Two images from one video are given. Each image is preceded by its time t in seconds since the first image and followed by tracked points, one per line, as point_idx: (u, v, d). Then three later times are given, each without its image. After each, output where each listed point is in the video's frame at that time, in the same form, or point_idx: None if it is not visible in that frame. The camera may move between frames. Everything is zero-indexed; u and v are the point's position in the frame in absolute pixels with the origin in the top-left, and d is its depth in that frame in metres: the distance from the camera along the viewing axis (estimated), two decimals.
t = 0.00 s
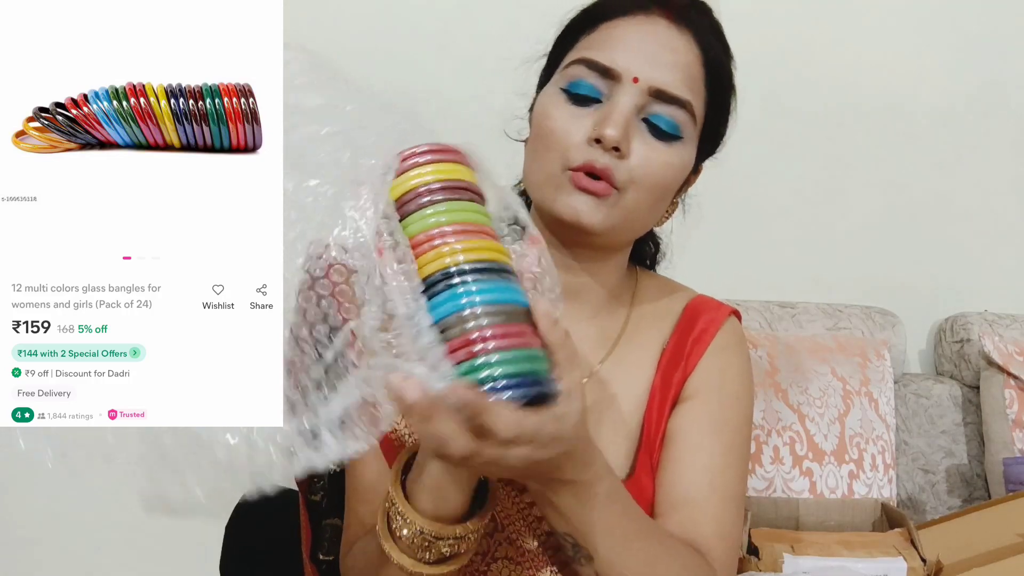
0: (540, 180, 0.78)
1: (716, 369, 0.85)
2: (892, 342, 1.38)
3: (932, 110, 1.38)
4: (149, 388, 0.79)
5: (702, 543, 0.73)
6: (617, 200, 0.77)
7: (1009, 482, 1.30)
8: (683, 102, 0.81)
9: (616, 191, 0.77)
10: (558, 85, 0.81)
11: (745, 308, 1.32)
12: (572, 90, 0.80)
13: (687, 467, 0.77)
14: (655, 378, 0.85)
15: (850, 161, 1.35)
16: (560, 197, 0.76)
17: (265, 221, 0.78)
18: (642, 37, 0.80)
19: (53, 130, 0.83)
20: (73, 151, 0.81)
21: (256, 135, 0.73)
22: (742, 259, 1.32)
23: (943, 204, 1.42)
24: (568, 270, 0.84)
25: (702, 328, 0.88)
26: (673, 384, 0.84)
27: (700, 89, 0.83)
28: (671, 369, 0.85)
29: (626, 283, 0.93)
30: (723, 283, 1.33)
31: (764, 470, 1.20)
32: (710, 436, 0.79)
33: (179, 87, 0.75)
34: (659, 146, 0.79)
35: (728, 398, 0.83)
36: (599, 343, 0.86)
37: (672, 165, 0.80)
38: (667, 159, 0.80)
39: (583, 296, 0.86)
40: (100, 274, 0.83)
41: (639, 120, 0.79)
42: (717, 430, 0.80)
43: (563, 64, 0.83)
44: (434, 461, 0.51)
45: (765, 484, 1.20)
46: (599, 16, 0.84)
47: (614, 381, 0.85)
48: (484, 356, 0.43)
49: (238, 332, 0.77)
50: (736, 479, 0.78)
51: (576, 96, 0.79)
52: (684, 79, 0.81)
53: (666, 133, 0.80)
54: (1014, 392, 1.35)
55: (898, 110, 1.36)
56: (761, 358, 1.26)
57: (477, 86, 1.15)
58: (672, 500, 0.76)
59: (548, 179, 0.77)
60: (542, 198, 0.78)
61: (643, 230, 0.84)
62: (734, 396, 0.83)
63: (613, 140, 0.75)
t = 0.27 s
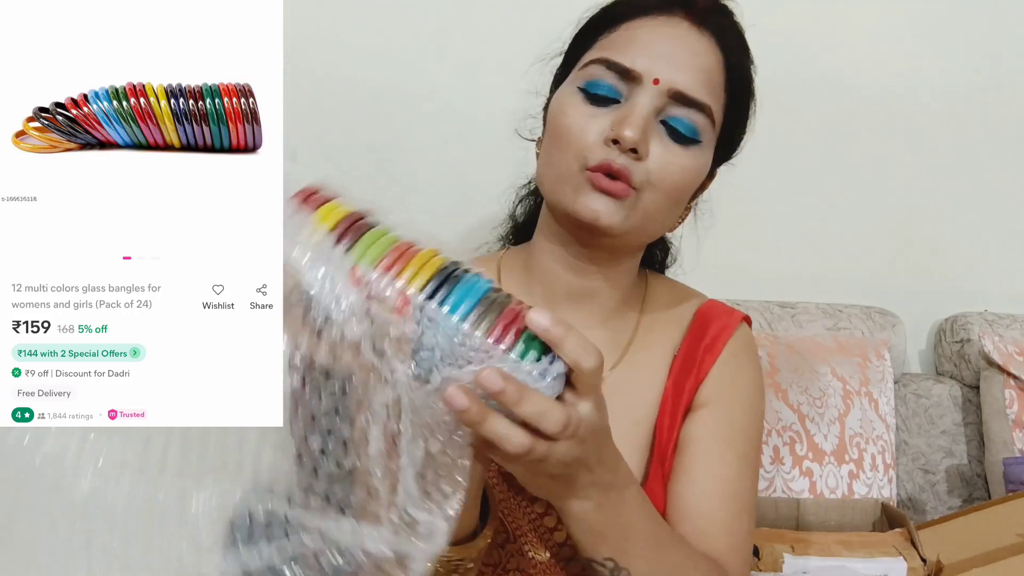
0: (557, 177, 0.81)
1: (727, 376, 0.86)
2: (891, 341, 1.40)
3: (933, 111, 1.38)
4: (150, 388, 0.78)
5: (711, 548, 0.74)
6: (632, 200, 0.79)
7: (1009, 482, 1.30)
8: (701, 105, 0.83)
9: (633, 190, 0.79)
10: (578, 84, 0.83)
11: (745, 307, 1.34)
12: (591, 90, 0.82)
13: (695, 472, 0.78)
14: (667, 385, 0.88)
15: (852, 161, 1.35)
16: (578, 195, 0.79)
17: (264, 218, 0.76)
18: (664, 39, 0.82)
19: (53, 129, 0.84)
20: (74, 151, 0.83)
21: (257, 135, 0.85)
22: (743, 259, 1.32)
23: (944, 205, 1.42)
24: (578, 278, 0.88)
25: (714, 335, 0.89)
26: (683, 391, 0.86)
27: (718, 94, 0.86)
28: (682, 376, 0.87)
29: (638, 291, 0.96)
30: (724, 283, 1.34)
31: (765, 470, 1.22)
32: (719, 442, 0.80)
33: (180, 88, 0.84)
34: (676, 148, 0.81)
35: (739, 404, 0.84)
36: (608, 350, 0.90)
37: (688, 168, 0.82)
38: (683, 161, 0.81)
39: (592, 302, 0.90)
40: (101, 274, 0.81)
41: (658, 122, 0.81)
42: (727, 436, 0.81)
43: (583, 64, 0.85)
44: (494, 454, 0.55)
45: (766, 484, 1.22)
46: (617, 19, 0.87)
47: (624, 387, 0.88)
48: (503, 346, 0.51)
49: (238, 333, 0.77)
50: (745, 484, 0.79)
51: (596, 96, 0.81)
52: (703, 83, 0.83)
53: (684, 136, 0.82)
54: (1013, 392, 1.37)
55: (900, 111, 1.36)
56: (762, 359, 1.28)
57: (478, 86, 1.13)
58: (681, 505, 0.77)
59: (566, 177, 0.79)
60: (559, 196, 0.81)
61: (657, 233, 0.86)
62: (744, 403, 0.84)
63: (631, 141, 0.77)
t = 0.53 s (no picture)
0: (539, 187, 0.86)
1: (731, 376, 0.87)
2: (891, 341, 1.39)
3: (933, 111, 1.38)
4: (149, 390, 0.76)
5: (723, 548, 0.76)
6: (614, 206, 0.84)
7: (1009, 482, 1.32)
8: (680, 104, 0.85)
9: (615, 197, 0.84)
10: (557, 91, 0.87)
11: (745, 308, 1.32)
12: (568, 98, 0.85)
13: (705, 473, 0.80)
14: (672, 386, 0.88)
15: (851, 161, 1.35)
16: (560, 203, 0.85)
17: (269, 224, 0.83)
18: (640, 40, 0.84)
19: (54, 129, 0.80)
20: (73, 150, 0.82)
21: (257, 134, 0.91)
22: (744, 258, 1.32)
23: (945, 205, 1.42)
24: (579, 278, 0.90)
25: (717, 335, 0.90)
26: (689, 392, 0.87)
27: (699, 88, 0.87)
28: (687, 377, 0.88)
29: (638, 288, 0.96)
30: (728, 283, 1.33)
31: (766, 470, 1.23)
32: (727, 443, 0.82)
33: (179, 88, 0.93)
34: (657, 150, 0.84)
35: (743, 405, 0.86)
36: (611, 351, 0.91)
37: (670, 167, 0.85)
38: (665, 162, 0.85)
39: (593, 302, 0.92)
40: (101, 274, 0.78)
41: (637, 125, 0.84)
42: (734, 438, 0.83)
43: (559, 70, 0.88)
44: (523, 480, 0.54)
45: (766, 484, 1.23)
46: (595, 19, 0.88)
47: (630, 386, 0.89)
48: (456, 387, 0.49)
49: (238, 333, 0.78)
50: (753, 483, 0.81)
51: (572, 104, 0.85)
52: (681, 80, 0.85)
53: (665, 137, 0.85)
54: (1014, 391, 1.39)
55: (900, 111, 1.36)
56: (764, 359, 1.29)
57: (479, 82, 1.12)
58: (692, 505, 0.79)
59: (547, 186, 0.85)
60: (544, 203, 0.87)
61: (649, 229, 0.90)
62: (749, 403, 0.86)
63: (607, 150, 0.80)
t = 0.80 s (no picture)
0: (502, 197, 0.82)
1: (714, 367, 0.86)
2: (892, 342, 1.37)
3: (932, 110, 1.38)
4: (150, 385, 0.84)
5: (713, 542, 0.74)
6: (577, 204, 0.79)
7: (1009, 482, 1.32)
8: (629, 94, 0.80)
9: (575, 196, 0.79)
10: (507, 97, 0.82)
11: (743, 307, 1.31)
12: (518, 102, 0.80)
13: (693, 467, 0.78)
14: (656, 379, 0.87)
15: (850, 160, 1.35)
16: (523, 213, 0.80)
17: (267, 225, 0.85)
18: (584, 34, 0.79)
19: (53, 129, 0.83)
20: (73, 150, 0.84)
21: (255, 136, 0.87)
22: (743, 257, 1.32)
23: (944, 204, 1.42)
24: (556, 276, 0.86)
25: (699, 326, 0.89)
26: (673, 386, 0.85)
27: (649, 75, 0.82)
28: (671, 370, 0.86)
29: (619, 280, 0.94)
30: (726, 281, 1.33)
31: (764, 470, 1.23)
32: (714, 435, 0.80)
33: (180, 87, 0.84)
34: (611, 143, 0.79)
35: (729, 395, 0.84)
36: (592, 344, 0.88)
37: (629, 159, 0.81)
38: (623, 155, 0.80)
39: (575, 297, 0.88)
40: (100, 274, 0.83)
41: (587, 121, 0.79)
42: (720, 430, 0.81)
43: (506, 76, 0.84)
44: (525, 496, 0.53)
45: (765, 484, 1.23)
46: (542, 14, 0.83)
47: (613, 381, 0.87)
48: (460, 457, 0.49)
49: (238, 332, 0.83)
50: (743, 475, 0.79)
51: (522, 109, 0.80)
52: (627, 69, 0.80)
53: (618, 128, 0.80)
54: (1014, 391, 1.38)
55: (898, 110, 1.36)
56: (760, 358, 1.28)
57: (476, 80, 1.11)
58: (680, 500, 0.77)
59: (508, 197, 0.81)
60: (510, 212, 0.82)
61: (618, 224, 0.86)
62: (735, 394, 0.84)
63: (558, 150, 0.76)
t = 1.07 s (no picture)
0: (472, 200, 0.80)
1: (696, 358, 0.85)
2: (892, 342, 1.35)
3: (932, 110, 1.38)
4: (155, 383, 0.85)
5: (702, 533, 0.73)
6: (545, 193, 0.76)
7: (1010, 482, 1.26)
8: (579, 80, 0.78)
9: (543, 185, 0.76)
10: (459, 105, 0.81)
11: (743, 307, 1.32)
12: (470, 107, 0.79)
13: (680, 460, 0.77)
14: (637, 372, 0.85)
15: (850, 160, 1.35)
16: (492, 210, 0.77)
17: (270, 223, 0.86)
18: (524, 33, 0.79)
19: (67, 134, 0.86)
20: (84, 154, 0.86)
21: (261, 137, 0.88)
22: (739, 256, 1.34)
23: (945, 203, 1.42)
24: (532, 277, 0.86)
25: (678, 317, 0.88)
26: (655, 378, 0.84)
27: (595, 63, 0.81)
28: (652, 362, 0.85)
29: (595, 274, 0.93)
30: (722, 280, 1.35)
31: (764, 470, 1.20)
32: (700, 427, 0.80)
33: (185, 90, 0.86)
34: (568, 128, 0.77)
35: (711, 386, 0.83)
36: (571, 341, 0.87)
37: (591, 141, 0.78)
38: (583, 138, 0.77)
39: (552, 293, 0.87)
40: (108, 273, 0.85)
41: (542, 112, 0.77)
42: (705, 422, 0.80)
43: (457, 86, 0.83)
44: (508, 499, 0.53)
45: (765, 485, 1.20)
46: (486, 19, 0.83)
47: (594, 376, 0.85)
48: (427, 452, 0.47)
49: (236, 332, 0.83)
50: (729, 465, 0.79)
51: (475, 111, 0.79)
52: (571, 57, 0.79)
53: (574, 114, 0.78)
54: (1014, 392, 1.32)
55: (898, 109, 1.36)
56: (758, 356, 1.26)
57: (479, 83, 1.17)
58: (667, 494, 0.76)
59: (478, 197, 0.78)
60: (480, 213, 0.79)
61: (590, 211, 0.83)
62: (717, 384, 0.84)
63: (516, 141, 0.73)
